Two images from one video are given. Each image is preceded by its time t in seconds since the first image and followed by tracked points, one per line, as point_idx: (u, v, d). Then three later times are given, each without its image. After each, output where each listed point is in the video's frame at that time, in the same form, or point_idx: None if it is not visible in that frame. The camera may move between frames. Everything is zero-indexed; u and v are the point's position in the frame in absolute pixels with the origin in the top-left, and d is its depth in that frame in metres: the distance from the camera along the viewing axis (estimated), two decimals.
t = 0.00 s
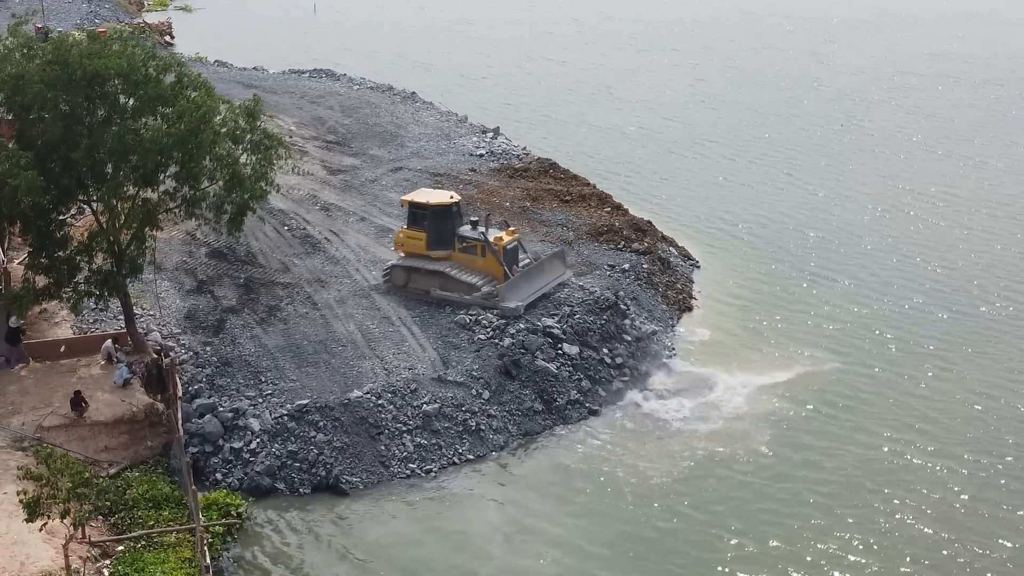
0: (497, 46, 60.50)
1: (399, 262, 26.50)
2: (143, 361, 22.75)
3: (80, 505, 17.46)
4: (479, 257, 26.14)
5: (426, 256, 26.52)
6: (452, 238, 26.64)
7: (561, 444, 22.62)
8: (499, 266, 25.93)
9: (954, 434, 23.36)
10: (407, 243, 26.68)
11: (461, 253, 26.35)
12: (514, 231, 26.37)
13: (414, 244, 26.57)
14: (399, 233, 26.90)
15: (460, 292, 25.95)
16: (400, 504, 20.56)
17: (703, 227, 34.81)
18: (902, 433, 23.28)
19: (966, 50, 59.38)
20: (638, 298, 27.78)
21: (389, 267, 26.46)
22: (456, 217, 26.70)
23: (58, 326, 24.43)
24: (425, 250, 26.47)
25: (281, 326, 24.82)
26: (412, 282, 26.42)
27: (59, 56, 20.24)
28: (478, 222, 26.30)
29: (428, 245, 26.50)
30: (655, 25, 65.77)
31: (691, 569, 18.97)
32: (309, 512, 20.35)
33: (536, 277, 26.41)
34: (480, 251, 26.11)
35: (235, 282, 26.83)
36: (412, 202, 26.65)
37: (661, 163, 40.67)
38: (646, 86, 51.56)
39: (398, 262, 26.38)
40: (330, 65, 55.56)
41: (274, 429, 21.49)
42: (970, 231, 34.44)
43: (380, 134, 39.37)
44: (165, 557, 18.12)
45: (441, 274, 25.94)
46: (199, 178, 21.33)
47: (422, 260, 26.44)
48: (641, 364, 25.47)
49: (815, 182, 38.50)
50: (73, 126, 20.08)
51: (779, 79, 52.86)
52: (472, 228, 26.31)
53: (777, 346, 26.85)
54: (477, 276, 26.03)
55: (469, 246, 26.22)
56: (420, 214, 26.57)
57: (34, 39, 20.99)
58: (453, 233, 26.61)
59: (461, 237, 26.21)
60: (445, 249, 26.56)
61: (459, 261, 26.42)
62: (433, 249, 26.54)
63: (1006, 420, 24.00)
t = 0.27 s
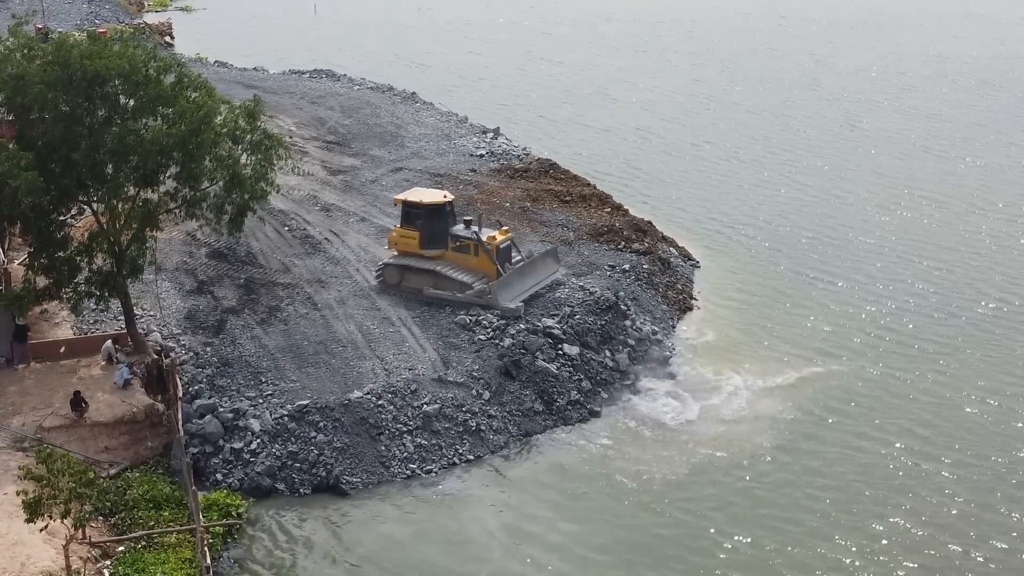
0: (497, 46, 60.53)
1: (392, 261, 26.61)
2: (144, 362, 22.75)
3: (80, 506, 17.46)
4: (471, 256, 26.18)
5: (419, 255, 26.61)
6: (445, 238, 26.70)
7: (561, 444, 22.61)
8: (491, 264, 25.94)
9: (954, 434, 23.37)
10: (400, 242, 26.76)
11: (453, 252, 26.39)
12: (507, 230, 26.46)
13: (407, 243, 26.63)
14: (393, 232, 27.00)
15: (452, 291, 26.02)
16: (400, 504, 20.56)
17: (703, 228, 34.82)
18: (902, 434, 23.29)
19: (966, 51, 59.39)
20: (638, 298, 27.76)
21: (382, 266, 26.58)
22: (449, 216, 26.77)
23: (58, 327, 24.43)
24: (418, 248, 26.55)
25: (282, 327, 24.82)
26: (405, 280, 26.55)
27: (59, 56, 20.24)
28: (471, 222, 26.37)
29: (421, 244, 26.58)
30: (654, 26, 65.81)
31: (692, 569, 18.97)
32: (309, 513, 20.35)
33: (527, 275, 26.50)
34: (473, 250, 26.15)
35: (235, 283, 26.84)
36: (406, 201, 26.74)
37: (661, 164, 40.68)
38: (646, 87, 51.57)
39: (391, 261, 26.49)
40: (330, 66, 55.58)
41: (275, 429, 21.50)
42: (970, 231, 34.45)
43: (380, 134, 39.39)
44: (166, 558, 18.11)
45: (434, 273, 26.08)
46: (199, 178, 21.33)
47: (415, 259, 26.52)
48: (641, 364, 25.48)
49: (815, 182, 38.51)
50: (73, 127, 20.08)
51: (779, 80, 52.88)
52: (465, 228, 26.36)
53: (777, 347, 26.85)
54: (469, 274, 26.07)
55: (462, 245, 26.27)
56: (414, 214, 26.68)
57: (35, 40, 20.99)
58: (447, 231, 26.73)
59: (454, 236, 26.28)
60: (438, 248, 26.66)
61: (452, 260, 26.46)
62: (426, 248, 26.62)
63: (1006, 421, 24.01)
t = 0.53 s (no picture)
0: (497, 47, 60.56)
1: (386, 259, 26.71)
2: (144, 362, 22.76)
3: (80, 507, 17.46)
4: (464, 255, 26.26)
5: (413, 254, 26.71)
6: (439, 236, 26.75)
7: (561, 445, 22.62)
8: (484, 263, 26.03)
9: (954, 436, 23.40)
10: (393, 240, 26.87)
11: (447, 252, 26.47)
12: (501, 230, 26.57)
13: (401, 242, 26.76)
14: (387, 231, 27.13)
15: (445, 290, 26.07)
16: (401, 505, 20.57)
17: (703, 229, 34.83)
18: (902, 435, 23.31)
19: (965, 51, 59.42)
20: (638, 299, 27.75)
21: (375, 264, 26.68)
22: (444, 215, 26.76)
23: (58, 328, 24.44)
24: (412, 247, 26.64)
25: (282, 327, 24.82)
26: (398, 279, 26.61)
27: (59, 57, 20.24)
28: (465, 221, 26.46)
29: (415, 243, 26.64)
30: (654, 27, 65.82)
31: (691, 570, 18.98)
32: (310, 513, 20.36)
33: (519, 273, 26.58)
34: (466, 249, 26.22)
35: (236, 283, 26.84)
36: (400, 200, 26.76)
37: (661, 164, 40.69)
38: (646, 88, 51.60)
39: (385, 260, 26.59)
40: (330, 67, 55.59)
41: (275, 430, 21.49)
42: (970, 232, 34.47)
43: (380, 135, 39.41)
44: (166, 558, 18.11)
45: (427, 271, 26.10)
46: (199, 179, 21.32)
47: (409, 258, 26.60)
48: (641, 365, 25.46)
49: (815, 183, 38.53)
50: (73, 127, 20.07)
51: (778, 80, 52.91)
52: (459, 227, 26.46)
53: (777, 348, 26.87)
54: (462, 274, 26.14)
55: (455, 245, 26.35)
56: (408, 213, 26.72)
57: (35, 41, 21.00)
58: (440, 230, 26.73)
59: (448, 235, 26.38)
60: (431, 247, 26.69)
61: (445, 259, 26.54)
62: (419, 246, 26.68)
63: (1005, 423, 24.03)
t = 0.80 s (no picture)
0: (497, 48, 60.61)
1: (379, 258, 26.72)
2: (144, 363, 22.76)
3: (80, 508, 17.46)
4: (458, 254, 26.28)
5: (407, 253, 26.69)
6: (433, 235, 26.71)
7: (561, 446, 22.61)
8: (477, 263, 26.05)
9: (953, 437, 23.40)
10: (387, 239, 26.82)
11: (440, 251, 26.48)
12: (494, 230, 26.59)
13: (394, 241, 26.71)
14: (380, 229, 27.05)
15: (438, 289, 26.14)
16: (400, 506, 20.56)
17: (704, 229, 34.84)
18: (901, 436, 23.32)
19: (964, 53, 59.45)
20: (638, 300, 27.74)
21: (369, 263, 26.69)
22: (437, 215, 26.76)
23: (58, 328, 24.44)
24: (406, 246, 26.61)
25: (282, 328, 24.82)
26: (392, 278, 26.69)
27: (59, 58, 20.24)
28: (458, 221, 26.49)
29: (408, 242, 26.62)
30: (653, 28, 65.85)
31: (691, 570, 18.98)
32: (309, 514, 20.35)
33: (512, 270, 26.52)
34: (460, 249, 26.23)
35: (236, 284, 26.84)
36: (394, 199, 26.70)
37: (661, 165, 40.71)
38: (645, 89, 51.61)
39: (378, 258, 26.60)
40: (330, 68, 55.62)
41: (275, 431, 21.49)
42: (969, 233, 34.48)
43: (380, 135, 39.42)
44: (166, 559, 18.11)
45: (420, 271, 26.20)
46: (199, 180, 21.33)
47: (403, 257, 26.60)
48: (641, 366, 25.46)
49: (815, 184, 38.54)
50: (73, 128, 20.07)
51: (778, 81, 52.94)
52: (452, 227, 26.47)
53: (777, 349, 26.87)
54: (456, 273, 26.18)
55: (448, 244, 26.34)
56: (402, 212, 26.65)
57: (36, 42, 21.00)
58: (434, 228, 26.74)
59: (441, 235, 26.38)
60: (425, 245, 26.69)
61: (438, 258, 26.56)
62: (413, 245, 26.65)
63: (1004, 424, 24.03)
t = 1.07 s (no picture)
0: (497, 48, 60.64)
1: (372, 256, 26.82)
2: (144, 364, 22.76)
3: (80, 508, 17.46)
4: (451, 253, 26.37)
5: (400, 252, 26.75)
6: (426, 233, 26.74)
7: (561, 447, 22.61)
8: (470, 261, 26.20)
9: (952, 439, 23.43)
10: (380, 238, 26.90)
11: (433, 250, 26.55)
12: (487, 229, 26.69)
13: (387, 240, 26.77)
14: (373, 228, 27.12)
15: (431, 288, 26.35)
16: (400, 506, 20.57)
17: (704, 230, 34.84)
18: (900, 437, 23.34)
19: (963, 53, 59.46)
20: (638, 300, 27.74)
21: (362, 262, 26.81)
22: (430, 214, 26.75)
23: (58, 329, 24.45)
24: (398, 246, 26.68)
25: (282, 329, 24.82)
26: (385, 276, 26.79)
27: (59, 59, 20.24)
28: (452, 220, 26.54)
29: (401, 241, 26.67)
30: (653, 28, 65.88)
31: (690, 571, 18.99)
32: (309, 515, 20.35)
33: (503, 269, 26.68)
34: (452, 247, 26.33)
35: (236, 285, 26.83)
36: (387, 198, 26.76)
37: (661, 166, 40.73)
38: (645, 89, 51.64)
39: (371, 257, 26.72)
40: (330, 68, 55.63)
41: (275, 432, 21.49)
42: (968, 235, 34.49)
43: (379, 136, 39.43)
44: (166, 560, 18.11)
45: (413, 270, 26.34)
46: (199, 181, 21.32)
47: (396, 256, 26.68)
48: (641, 367, 25.46)
49: (814, 185, 38.54)
50: (73, 129, 20.07)
51: (777, 82, 52.96)
52: (445, 227, 26.54)
53: (777, 350, 26.87)
54: (448, 272, 26.29)
55: (441, 243, 26.42)
56: (395, 211, 26.67)
57: (36, 43, 21.00)
58: (428, 228, 26.72)
59: (434, 233, 26.44)
60: (418, 244, 26.73)
61: (431, 257, 26.64)
62: (406, 245, 26.67)
63: (1002, 425, 24.06)
